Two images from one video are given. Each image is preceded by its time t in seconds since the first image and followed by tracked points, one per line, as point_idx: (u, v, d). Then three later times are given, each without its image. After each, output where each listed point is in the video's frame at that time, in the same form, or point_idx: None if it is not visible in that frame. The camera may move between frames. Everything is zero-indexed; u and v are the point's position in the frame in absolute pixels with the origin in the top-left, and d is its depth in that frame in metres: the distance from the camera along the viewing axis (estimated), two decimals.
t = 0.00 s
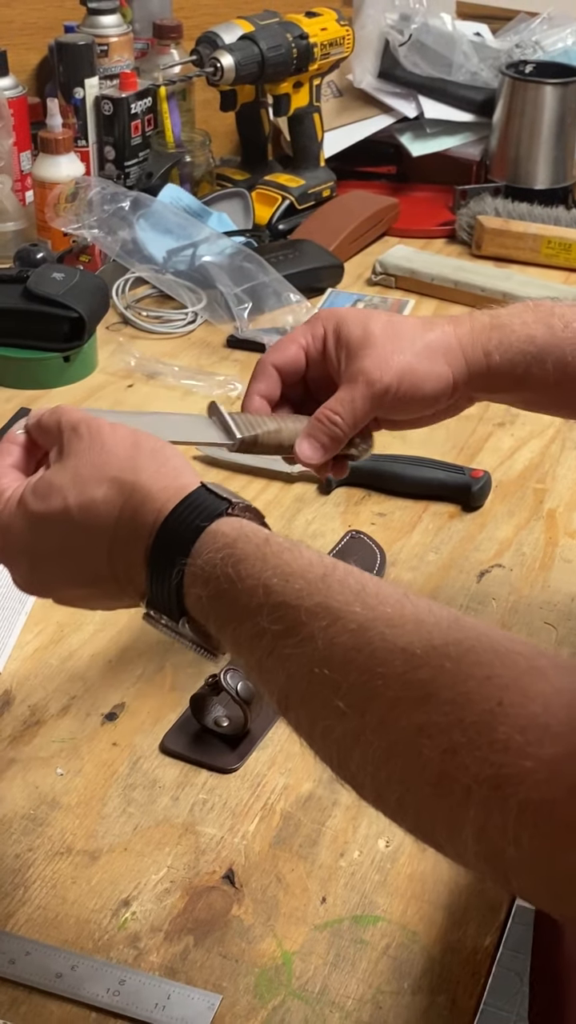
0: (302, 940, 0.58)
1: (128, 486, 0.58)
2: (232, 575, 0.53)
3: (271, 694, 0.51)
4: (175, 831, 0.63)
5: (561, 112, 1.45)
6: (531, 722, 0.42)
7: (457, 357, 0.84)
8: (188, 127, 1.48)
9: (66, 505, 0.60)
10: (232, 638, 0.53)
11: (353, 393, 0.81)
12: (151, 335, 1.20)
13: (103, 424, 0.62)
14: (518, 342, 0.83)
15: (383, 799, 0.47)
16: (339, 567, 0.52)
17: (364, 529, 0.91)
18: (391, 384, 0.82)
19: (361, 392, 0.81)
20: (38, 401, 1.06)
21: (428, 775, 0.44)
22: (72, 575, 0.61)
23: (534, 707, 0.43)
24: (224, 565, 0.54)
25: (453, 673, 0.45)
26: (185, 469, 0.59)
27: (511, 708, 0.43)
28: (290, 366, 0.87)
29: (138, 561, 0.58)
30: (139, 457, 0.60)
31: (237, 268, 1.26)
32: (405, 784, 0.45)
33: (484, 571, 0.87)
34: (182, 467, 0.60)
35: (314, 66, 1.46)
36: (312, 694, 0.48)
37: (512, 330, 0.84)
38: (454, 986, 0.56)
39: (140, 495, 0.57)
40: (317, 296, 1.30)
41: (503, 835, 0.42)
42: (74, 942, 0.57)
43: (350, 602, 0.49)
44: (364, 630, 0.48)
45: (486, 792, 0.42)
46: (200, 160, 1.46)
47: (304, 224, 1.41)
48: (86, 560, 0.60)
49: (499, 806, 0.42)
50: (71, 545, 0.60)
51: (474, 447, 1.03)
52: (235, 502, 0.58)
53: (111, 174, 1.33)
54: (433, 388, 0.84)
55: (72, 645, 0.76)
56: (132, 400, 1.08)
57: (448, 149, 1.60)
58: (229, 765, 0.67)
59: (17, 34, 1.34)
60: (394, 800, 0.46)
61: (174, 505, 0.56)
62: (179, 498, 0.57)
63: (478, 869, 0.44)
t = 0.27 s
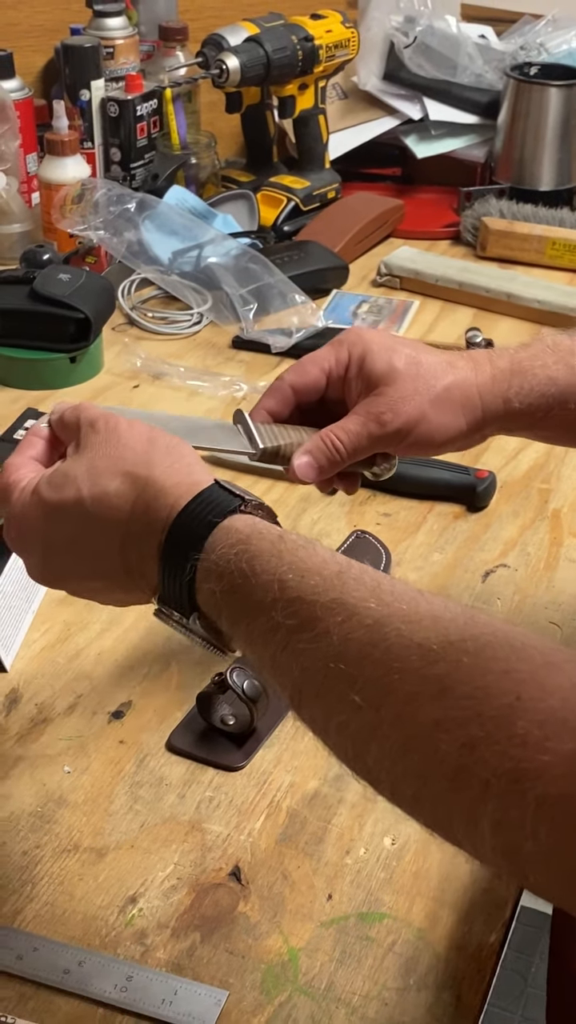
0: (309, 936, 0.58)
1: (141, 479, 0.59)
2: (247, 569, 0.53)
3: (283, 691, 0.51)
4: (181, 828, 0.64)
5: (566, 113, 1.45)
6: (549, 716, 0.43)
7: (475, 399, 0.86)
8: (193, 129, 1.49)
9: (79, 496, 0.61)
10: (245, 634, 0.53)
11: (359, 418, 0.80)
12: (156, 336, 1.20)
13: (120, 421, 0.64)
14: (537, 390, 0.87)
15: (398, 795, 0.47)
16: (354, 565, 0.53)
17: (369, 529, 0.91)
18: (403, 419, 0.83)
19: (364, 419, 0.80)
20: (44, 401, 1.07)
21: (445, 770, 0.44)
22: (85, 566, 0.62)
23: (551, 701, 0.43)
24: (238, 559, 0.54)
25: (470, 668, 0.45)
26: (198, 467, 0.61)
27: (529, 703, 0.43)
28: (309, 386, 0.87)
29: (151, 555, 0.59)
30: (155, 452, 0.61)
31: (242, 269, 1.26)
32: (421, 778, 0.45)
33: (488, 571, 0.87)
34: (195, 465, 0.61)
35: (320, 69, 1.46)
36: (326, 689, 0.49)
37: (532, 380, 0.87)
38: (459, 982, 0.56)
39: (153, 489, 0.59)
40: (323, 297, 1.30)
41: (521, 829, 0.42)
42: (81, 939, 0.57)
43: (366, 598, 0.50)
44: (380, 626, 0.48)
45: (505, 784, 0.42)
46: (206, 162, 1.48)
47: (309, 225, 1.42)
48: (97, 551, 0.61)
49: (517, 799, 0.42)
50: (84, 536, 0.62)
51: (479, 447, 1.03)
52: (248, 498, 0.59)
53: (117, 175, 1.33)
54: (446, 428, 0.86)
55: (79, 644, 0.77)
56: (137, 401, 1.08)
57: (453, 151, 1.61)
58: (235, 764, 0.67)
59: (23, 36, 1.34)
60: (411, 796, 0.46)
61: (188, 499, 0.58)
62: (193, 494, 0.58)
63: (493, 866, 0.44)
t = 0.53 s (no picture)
0: (311, 933, 0.58)
1: (68, 497, 0.59)
2: (196, 582, 0.53)
3: (250, 704, 0.51)
4: (184, 826, 0.64)
5: (568, 116, 1.46)
6: (537, 721, 0.43)
7: (488, 396, 0.87)
8: (196, 131, 1.49)
9: (4, 531, 0.59)
10: (199, 647, 0.53)
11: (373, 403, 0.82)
12: (160, 337, 1.21)
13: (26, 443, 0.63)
14: (547, 389, 0.87)
15: (380, 805, 0.47)
16: (313, 569, 0.53)
17: (371, 529, 0.91)
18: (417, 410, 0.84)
19: (377, 404, 0.82)
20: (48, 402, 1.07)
21: (431, 779, 0.44)
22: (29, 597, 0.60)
23: (539, 706, 0.44)
24: (184, 571, 0.54)
25: (447, 675, 0.46)
26: (117, 475, 0.61)
27: (514, 708, 0.44)
28: (325, 373, 0.88)
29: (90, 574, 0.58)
30: (69, 467, 0.61)
31: (246, 271, 1.26)
32: (404, 788, 0.45)
33: (490, 571, 0.88)
34: (111, 471, 0.61)
35: (322, 71, 1.46)
36: (297, 701, 0.49)
37: (542, 377, 0.88)
38: (461, 979, 0.56)
39: (82, 504, 0.58)
40: (325, 298, 1.31)
41: (515, 835, 0.42)
42: (85, 935, 0.58)
43: (329, 606, 0.50)
44: (350, 635, 0.48)
45: (496, 793, 0.43)
46: (209, 164, 1.48)
47: (311, 227, 1.42)
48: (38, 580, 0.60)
49: (512, 808, 0.42)
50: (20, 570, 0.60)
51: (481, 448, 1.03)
52: (183, 503, 0.58)
53: (120, 177, 1.34)
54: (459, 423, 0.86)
55: (82, 643, 0.77)
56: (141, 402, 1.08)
57: (455, 153, 1.61)
58: (237, 762, 0.68)
59: (27, 39, 1.35)
60: (394, 807, 0.46)
61: (120, 514, 0.57)
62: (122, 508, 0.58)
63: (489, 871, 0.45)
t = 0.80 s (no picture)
0: (318, 932, 0.59)
1: (187, 544, 0.57)
2: (287, 624, 0.53)
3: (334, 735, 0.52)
4: (192, 825, 0.65)
5: (571, 120, 1.46)
6: None
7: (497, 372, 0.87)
8: (201, 135, 1.50)
9: (126, 540, 0.59)
10: (293, 686, 0.53)
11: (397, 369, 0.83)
12: (165, 341, 1.21)
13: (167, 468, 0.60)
14: (553, 363, 0.88)
15: (453, 828, 0.47)
16: (390, 604, 0.53)
17: (376, 531, 0.92)
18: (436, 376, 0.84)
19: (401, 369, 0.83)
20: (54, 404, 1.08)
21: (494, 795, 0.45)
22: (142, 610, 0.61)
23: None
24: (277, 615, 0.53)
25: (510, 697, 0.46)
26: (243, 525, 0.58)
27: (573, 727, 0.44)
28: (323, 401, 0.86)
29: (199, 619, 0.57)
30: (196, 513, 0.58)
31: (250, 275, 1.27)
32: (471, 809, 0.46)
33: (495, 574, 0.88)
34: (239, 520, 0.58)
35: (326, 76, 1.48)
36: (373, 729, 0.49)
37: (545, 354, 0.89)
38: (467, 977, 0.57)
39: (200, 550, 0.56)
40: (330, 302, 1.31)
41: (573, 848, 0.42)
42: (94, 934, 0.58)
43: (403, 636, 0.50)
44: (421, 661, 0.49)
45: (555, 808, 0.43)
46: (213, 169, 1.49)
47: (315, 230, 1.43)
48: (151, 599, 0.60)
49: (569, 821, 0.42)
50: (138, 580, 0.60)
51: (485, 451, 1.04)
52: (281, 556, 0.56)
53: (125, 182, 1.35)
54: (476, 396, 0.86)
55: (90, 644, 0.78)
56: (147, 404, 1.09)
57: (459, 157, 1.62)
58: (245, 763, 0.68)
59: (33, 44, 1.36)
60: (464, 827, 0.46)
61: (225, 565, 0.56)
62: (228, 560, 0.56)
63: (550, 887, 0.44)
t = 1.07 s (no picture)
0: (321, 928, 0.59)
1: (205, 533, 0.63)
2: (293, 618, 0.56)
3: (344, 721, 0.53)
4: (195, 822, 0.65)
5: (571, 122, 1.47)
6: None
7: (491, 376, 0.88)
8: (203, 138, 1.51)
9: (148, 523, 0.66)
10: (305, 674, 0.55)
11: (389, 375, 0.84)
12: (167, 343, 1.22)
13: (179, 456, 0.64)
14: (544, 368, 0.89)
15: (456, 810, 0.48)
16: (395, 593, 0.54)
17: (377, 532, 0.92)
18: (430, 377, 0.84)
19: (393, 374, 0.84)
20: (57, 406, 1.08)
21: (495, 782, 0.45)
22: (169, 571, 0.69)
23: None
24: (285, 610, 0.56)
25: (510, 685, 0.46)
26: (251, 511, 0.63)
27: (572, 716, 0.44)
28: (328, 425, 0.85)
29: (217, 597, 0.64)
30: (211, 505, 0.63)
31: (252, 277, 1.28)
32: (474, 794, 0.46)
33: (495, 574, 0.89)
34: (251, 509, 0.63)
35: (327, 79, 1.48)
36: (379, 716, 0.50)
37: (536, 361, 0.90)
38: (469, 972, 0.57)
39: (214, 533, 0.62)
40: (331, 304, 1.32)
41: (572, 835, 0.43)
42: (99, 930, 0.59)
43: (405, 625, 0.51)
44: (422, 650, 0.49)
45: (554, 796, 0.43)
46: (215, 172, 1.50)
47: (316, 233, 1.43)
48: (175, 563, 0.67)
49: (568, 809, 0.43)
50: (164, 545, 0.67)
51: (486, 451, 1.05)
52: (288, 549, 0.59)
53: (128, 184, 1.36)
54: (472, 397, 0.87)
55: (93, 644, 0.78)
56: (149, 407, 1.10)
57: (460, 159, 1.62)
58: (247, 760, 0.69)
59: (35, 48, 1.37)
60: (467, 810, 0.47)
61: (239, 556, 0.60)
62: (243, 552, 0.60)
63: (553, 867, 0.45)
